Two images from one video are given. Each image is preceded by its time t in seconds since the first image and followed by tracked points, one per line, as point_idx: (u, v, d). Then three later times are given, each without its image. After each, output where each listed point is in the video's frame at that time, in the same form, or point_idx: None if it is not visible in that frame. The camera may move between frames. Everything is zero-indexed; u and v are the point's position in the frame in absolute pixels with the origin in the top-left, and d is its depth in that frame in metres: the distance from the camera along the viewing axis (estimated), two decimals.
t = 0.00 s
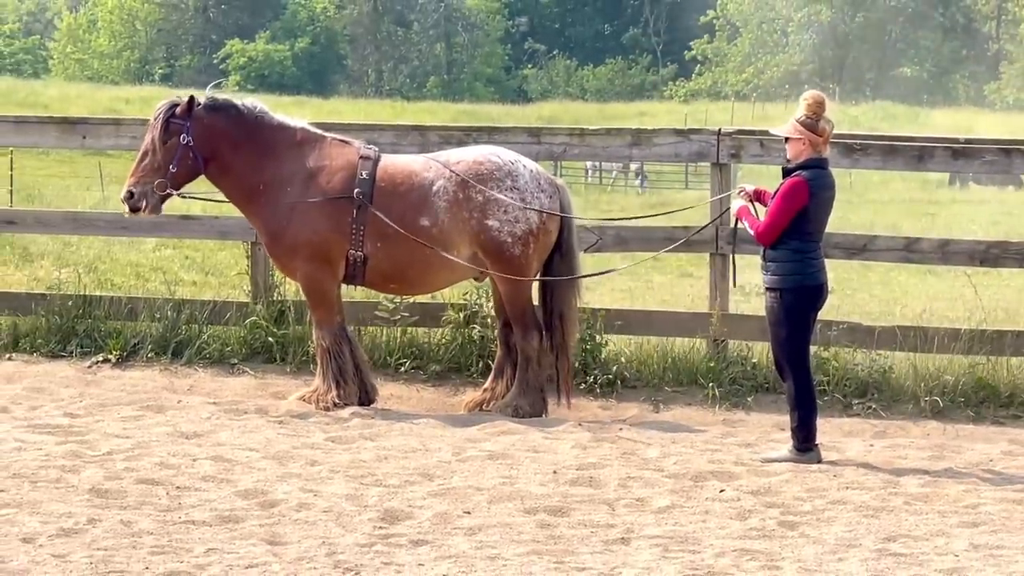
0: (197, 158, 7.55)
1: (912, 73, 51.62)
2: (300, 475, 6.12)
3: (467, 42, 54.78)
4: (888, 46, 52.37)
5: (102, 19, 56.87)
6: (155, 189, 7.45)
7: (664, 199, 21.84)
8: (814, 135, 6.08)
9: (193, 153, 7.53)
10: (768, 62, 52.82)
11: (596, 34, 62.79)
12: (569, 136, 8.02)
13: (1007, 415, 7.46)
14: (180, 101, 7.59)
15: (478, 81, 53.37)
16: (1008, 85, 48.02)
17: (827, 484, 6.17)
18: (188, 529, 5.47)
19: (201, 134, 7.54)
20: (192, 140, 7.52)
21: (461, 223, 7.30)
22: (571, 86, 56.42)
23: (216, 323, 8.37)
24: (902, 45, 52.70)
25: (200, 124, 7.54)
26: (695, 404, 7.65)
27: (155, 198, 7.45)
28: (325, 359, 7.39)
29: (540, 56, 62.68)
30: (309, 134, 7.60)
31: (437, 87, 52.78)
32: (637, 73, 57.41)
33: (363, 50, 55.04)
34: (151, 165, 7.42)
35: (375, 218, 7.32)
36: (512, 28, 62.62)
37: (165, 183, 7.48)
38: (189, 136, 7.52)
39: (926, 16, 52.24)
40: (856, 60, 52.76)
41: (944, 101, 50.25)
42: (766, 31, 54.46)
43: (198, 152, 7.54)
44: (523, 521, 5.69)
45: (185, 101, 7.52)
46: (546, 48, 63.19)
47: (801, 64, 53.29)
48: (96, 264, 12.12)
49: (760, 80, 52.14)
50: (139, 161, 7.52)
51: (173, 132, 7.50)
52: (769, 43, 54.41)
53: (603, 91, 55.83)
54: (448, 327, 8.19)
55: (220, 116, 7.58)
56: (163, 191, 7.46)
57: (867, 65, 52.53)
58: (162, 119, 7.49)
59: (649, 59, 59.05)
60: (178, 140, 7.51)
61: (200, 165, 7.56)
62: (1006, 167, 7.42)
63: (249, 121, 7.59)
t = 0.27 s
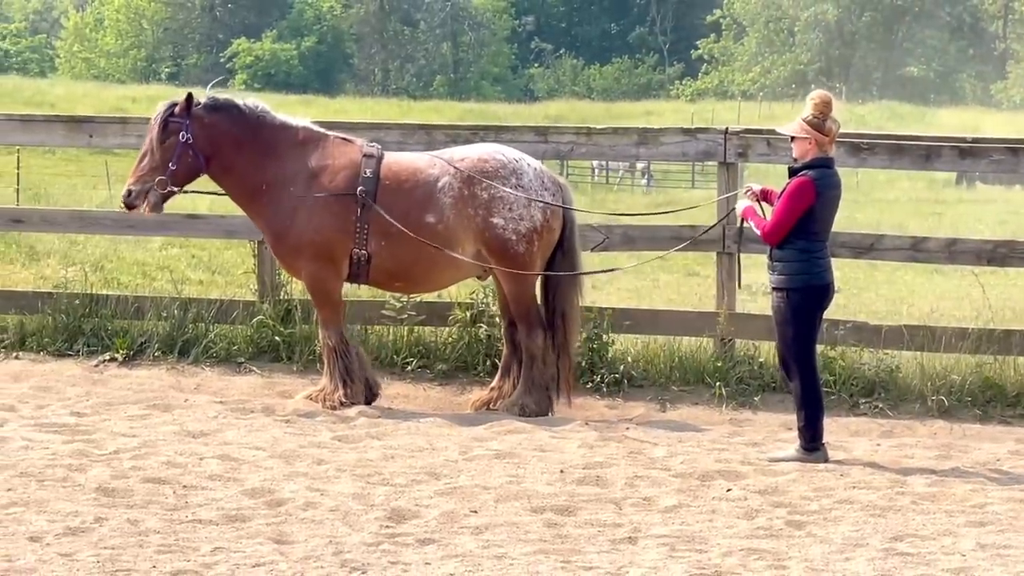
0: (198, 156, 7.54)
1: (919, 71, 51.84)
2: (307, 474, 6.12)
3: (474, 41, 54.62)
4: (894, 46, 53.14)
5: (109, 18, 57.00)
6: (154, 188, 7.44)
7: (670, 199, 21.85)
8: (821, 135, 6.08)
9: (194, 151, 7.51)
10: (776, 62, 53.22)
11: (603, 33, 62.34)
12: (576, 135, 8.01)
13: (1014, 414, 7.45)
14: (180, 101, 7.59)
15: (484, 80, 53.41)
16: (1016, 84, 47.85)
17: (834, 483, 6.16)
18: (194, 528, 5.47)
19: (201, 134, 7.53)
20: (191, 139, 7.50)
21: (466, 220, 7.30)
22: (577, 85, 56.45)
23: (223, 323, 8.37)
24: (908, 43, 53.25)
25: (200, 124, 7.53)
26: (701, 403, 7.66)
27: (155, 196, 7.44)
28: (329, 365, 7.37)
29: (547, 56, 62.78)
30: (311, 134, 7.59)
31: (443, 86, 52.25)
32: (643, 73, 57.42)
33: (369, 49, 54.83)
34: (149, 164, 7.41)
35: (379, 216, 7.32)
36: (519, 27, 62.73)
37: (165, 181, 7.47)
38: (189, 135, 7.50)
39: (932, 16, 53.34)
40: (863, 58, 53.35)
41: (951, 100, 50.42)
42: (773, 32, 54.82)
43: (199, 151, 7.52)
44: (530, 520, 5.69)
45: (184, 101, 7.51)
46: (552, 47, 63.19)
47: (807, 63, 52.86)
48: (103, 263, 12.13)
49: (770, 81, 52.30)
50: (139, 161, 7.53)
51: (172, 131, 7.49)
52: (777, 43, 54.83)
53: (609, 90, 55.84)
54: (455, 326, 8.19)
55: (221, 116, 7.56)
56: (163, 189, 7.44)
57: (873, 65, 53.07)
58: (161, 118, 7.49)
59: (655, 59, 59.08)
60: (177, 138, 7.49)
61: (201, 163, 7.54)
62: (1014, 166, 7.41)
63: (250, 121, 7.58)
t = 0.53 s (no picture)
0: (195, 162, 7.55)
1: (930, 70, 51.76)
2: (318, 472, 6.12)
3: (485, 40, 54.38)
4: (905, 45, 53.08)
5: (120, 17, 57.18)
6: (152, 194, 7.45)
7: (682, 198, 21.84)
8: (826, 134, 6.08)
9: (191, 157, 7.53)
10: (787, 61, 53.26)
11: (614, 32, 62.37)
12: (587, 134, 8.01)
13: None
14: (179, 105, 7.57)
15: (495, 78, 53.40)
16: None
17: (845, 482, 6.16)
18: (205, 526, 5.47)
19: (200, 138, 7.53)
20: (190, 144, 7.51)
21: (471, 218, 7.31)
22: (588, 84, 56.45)
23: (235, 321, 8.35)
24: (919, 42, 53.16)
25: (201, 128, 7.54)
26: (712, 402, 7.67)
27: (153, 203, 7.46)
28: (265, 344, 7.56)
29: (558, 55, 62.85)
30: (313, 135, 7.60)
31: (454, 85, 52.08)
32: (654, 70, 57.15)
33: (380, 49, 55.17)
34: (149, 169, 7.42)
35: (385, 214, 7.33)
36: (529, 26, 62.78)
37: (163, 188, 7.48)
38: (187, 140, 7.50)
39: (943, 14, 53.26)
40: (873, 57, 52.70)
41: (962, 100, 50.60)
42: (783, 30, 54.60)
43: (197, 157, 7.53)
44: (540, 519, 5.69)
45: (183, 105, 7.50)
46: (562, 46, 63.35)
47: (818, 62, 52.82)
48: (115, 262, 12.14)
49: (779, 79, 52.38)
50: (138, 166, 7.53)
51: (170, 137, 7.48)
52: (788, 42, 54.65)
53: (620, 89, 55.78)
54: (466, 325, 8.19)
55: (222, 119, 7.57)
56: (161, 196, 7.46)
57: (884, 62, 52.51)
58: (160, 123, 7.48)
59: (666, 57, 59.05)
60: (175, 145, 7.49)
61: (198, 169, 7.56)
62: None
63: (252, 123, 7.58)
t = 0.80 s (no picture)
0: (194, 158, 7.57)
1: (947, 69, 51.61)
2: (334, 470, 6.13)
3: (501, 38, 54.16)
4: (919, 43, 52.56)
5: (137, 15, 57.50)
6: (152, 190, 7.46)
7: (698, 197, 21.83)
8: (815, 135, 6.10)
9: (190, 153, 7.55)
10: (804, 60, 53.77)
11: (630, 31, 62.48)
12: (603, 132, 8.01)
13: None
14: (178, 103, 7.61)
15: (512, 77, 53.48)
16: None
17: (861, 481, 6.16)
18: (221, 525, 5.47)
19: (200, 136, 7.56)
20: (190, 141, 7.53)
21: (467, 218, 7.31)
22: (606, 82, 56.37)
23: (251, 320, 8.36)
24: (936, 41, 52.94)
25: (200, 126, 7.56)
26: (729, 401, 7.68)
27: (153, 199, 7.47)
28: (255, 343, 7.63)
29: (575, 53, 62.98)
30: (312, 134, 7.61)
31: (471, 84, 52.03)
32: (672, 68, 56.96)
33: (397, 47, 55.16)
34: (149, 166, 7.44)
35: (382, 215, 7.34)
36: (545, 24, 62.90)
37: (163, 184, 7.50)
38: (186, 137, 7.53)
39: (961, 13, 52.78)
40: (890, 55, 52.85)
41: (979, 99, 50.62)
42: (799, 29, 55.14)
43: (196, 153, 7.56)
44: (557, 518, 5.69)
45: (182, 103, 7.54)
46: (579, 44, 63.36)
47: (835, 60, 53.52)
48: (131, 260, 12.16)
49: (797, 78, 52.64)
50: (138, 163, 7.55)
51: (169, 133, 7.51)
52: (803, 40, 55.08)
53: (636, 87, 55.76)
54: (482, 324, 8.19)
55: (221, 118, 7.59)
56: (161, 192, 7.48)
57: (900, 62, 52.72)
58: (159, 120, 7.51)
59: (684, 55, 59.07)
60: (174, 140, 7.52)
61: (197, 165, 7.58)
62: None
63: (251, 122, 7.60)
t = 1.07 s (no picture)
0: (187, 155, 7.66)
1: (969, 69, 51.61)
2: (357, 469, 6.13)
3: (524, 37, 54.01)
4: (942, 43, 52.54)
5: (161, 15, 57.93)
6: (145, 186, 7.56)
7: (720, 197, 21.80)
8: (789, 134, 6.13)
9: (182, 150, 7.63)
10: (826, 59, 53.86)
11: (652, 30, 62.50)
12: (626, 131, 8.02)
13: None
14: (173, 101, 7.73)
15: (534, 75, 53.44)
16: None
17: (884, 480, 6.16)
18: (245, 523, 5.47)
19: (192, 133, 7.66)
20: (181, 138, 7.63)
21: (452, 216, 7.30)
22: (628, 81, 56.36)
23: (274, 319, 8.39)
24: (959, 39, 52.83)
25: (193, 124, 7.66)
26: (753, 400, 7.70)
27: (147, 195, 7.57)
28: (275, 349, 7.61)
29: (598, 53, 63.07)
30: (304, 132, 7.67)
31: (494, 83, 52.21)
32: (695, 67, 56.77)
33: (420, 46, 55.27)
34: (141, 162, 7.55)
35: (370, 214, 7.36)
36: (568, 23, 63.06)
37: (156, 180, 7.59)
38: (178, 134, 7.62)
39: (984, 12, 52.83)
40: (914, 54, 52.86)
41: (1002, 98, 50.61)
42: (821, 28, 55.22)
43: (188, 150, 7.65)
44: (580, 516, 5.69)
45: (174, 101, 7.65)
46: (602, 43, 63.43)
47: (858, 59, 53.20)
48: (155, 259, 12.19)
49: (820, 78, 53.11)
50: (134, 160, 7.68)
51: (161, 130, 7.62)
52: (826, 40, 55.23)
53: (658, 86, 55.72)
54: (504, 323, 8.20)
55: (214, 116, 7.69)
56: (154, 188, 7.57)
57: (924, 60, 52.71)
58: (152, 117, 7.64)
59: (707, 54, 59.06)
60: (166, 137, 7.62)
61: (189, 163, 7.67)
62: None
63: (244, 120, 7.70)
